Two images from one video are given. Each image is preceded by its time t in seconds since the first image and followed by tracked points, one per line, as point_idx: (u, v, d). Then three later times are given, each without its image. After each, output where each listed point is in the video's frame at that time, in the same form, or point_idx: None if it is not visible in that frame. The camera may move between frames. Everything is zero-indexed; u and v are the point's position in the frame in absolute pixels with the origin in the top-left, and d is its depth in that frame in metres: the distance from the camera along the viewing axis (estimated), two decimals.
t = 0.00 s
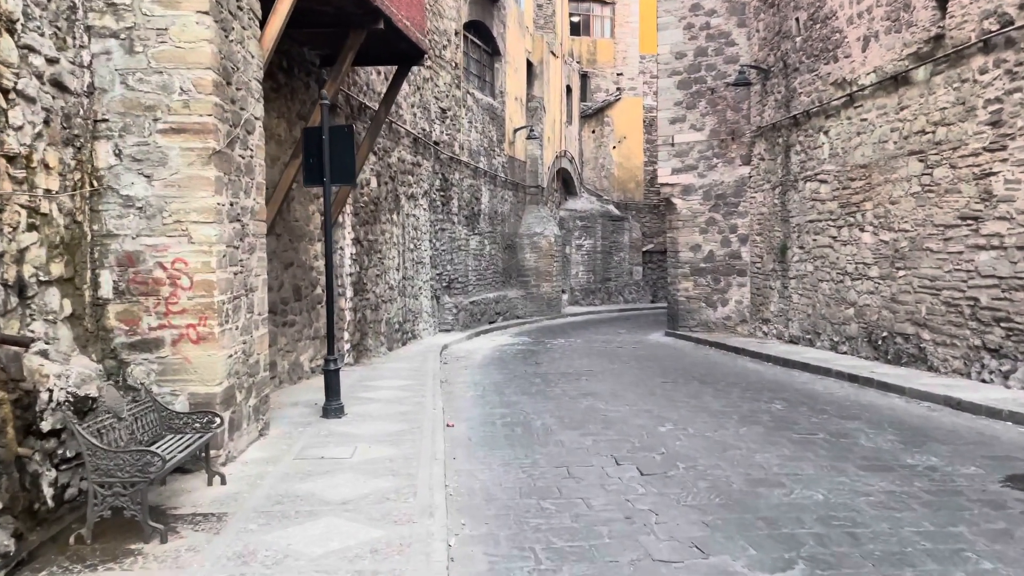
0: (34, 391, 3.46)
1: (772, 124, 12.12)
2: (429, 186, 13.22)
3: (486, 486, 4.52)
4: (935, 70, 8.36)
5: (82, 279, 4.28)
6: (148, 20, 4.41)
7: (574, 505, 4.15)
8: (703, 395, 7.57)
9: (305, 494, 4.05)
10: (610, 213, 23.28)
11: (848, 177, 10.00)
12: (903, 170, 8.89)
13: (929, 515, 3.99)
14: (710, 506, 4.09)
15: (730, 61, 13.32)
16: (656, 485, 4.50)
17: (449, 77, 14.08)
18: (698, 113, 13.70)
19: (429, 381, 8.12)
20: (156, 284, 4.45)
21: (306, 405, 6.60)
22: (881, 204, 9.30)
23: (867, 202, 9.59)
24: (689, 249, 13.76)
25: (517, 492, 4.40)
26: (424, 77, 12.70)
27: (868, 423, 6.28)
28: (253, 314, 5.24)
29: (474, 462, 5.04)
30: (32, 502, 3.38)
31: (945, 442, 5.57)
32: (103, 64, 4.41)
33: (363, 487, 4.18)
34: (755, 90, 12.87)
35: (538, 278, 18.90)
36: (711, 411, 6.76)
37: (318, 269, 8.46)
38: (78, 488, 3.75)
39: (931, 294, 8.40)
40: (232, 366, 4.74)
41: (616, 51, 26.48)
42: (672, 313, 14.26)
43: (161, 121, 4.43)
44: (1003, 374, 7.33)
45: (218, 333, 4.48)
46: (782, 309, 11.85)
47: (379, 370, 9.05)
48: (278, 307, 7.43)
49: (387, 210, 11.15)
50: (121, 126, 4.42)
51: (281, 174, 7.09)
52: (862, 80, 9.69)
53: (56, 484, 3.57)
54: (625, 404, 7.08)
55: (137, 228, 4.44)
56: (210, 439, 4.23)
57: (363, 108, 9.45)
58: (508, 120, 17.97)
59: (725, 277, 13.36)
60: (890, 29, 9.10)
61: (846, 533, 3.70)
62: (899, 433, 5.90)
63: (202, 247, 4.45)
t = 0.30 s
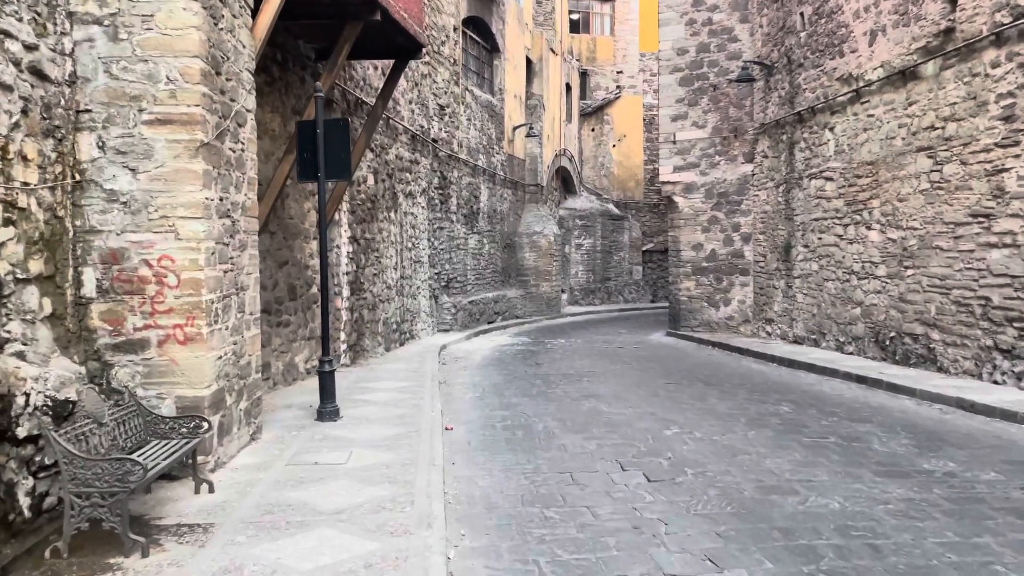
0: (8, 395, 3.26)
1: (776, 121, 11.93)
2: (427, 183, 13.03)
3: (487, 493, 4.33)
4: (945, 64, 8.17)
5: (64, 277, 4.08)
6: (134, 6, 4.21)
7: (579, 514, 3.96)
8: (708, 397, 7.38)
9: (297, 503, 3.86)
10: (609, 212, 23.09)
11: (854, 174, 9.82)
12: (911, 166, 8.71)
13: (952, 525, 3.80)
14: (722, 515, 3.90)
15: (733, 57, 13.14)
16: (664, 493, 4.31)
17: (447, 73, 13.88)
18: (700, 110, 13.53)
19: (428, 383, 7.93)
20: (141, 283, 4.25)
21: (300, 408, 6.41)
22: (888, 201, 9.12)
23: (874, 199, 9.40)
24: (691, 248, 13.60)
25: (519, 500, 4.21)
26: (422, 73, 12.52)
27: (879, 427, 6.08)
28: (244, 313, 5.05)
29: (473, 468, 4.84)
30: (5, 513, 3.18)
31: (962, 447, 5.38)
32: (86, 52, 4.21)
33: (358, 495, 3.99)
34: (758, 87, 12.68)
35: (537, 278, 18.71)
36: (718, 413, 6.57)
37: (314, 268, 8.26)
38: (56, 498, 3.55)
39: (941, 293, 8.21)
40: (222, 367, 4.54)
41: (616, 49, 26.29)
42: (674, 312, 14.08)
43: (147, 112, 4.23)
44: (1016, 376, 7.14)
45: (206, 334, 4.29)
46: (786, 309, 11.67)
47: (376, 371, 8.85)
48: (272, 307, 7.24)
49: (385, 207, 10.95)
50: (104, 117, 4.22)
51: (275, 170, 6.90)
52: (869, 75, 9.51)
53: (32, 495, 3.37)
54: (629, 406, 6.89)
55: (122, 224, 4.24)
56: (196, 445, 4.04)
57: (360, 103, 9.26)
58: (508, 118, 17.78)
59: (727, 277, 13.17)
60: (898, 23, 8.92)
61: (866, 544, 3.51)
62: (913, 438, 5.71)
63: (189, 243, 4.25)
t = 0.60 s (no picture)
0: None
1: (781, 120, 11.75)
2: (427, 183, 12.84)
3: (489, 506, 4.15)
4: (957, 62, 7.98)
5: (45, 281, 3.88)
6: None
7: (587, 530, 3.77)
8: (715, 402, 7.20)
9: (290, 519, 3.67)
10: (610, 212, 22.89)
11: (862, 174, 9.63)
12: (922, 166, 8.52)
13: (979, 543, 3.61)
14: (736, 532, 3.71)
15: (737, 56, 12.95)
16: (675, 507, 4.12)
17: (447, 72, 13.69)
18: (704, 109, 13.35)
19: (427, 387, 7.74)
20: (128, 287, 4.06)
21: (296, 414, 6.21)
22: (898, 202, 8.93)
23: (883, 200, 9.21)
24: (694, 249, 13.42)
25: (522, 514, 4.02)
26: (422, 72, 12.33)
27: (894, 435, 5.89)
28: (237, 317, 4.85)
29: (475, 480, 4.65)
30: None
31: (982, 456, 5.19)
32: (69, 45, 4.01)
33: (355, 510, 3.80)
34: (762, 85, 12.49)
35: (538, 278, 18.52)
36: (726, 420, 6.38)
37: (310, 270, 8.07)
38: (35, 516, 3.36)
39: (952, 296, 8.03)
40: (213, 376, 4.35)
41: (616, 48, 26.11)
42: (677, 314, 13.90)
43: (133, 108, 4.04)
44: None
45: (196, 340, 4.09)
46: (791, 311, 11.48)
47: (374, 375, 8.66)
48: (267, 309, 7.05)
49: (383, 208, 10.76)
50: (89, 114, 4.02)
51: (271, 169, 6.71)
52: (877, 72, 9.32)
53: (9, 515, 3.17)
54: (635, 413, 6.70)
55: (108, 225, 4.04)
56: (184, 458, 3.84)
57: (357, 101, 9.08)
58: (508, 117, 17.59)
59: (731, 278, 12.98)
60: (907, 19, 8.73)
61: (891, 565, 3.32)
62: (929, 446, 5.52)
63: (178, 246, 4.06)
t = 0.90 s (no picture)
0: None
1: (789, 116, 11.55)
2: (429, 181, 12.64)
3: (497, 514, 3.96)
4: (972, 55, 7.79)
5: (31, 278, 3.69)
6: None
7: (601, 540, 3.57)
8: (726, 404, 7.01)
9: (288, 529, 3.47)
10: (612, 211, 22.70)
11: (873, 171, 9.45)
12: (936, 162, 8.33)
13: (1015, 553, 3.42)
14: (759, 542, 3.52)
15: (743, 51, 12.76)
16: (692, 514, 3.93)
17: (448, 68, 13.50)
18: (709, 106, 13.16)
19: (430, 388, 7.55)
20: (118, 284, 3.87)
21: (295, 416, 6.02)
22: (910, 198, 8.74)
23: (895, 196, 9.02)
24: (699, 248, 13.23)
25: (533, 523, 3.83)
26: (423, 67, 12.14)
27: (914, 438, 5.70)
28: (233, 316, 4.66)
29: (481, 486, 4.46)
30: None
31: (1007, 460, 5.00)
32: (56, 30, 3.81)
33: (356, 519, 3.60)
34: (769, 81, 12.30)
35: (540, 278, 18.33)
36: (739, 422, 6.19)
37: (310, 268, 7.87)
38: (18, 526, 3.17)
39: (968, 294, 7.84)
40: (208, 377, 4.16)
41: (619, 45, 25.92)
42: (681, 313, 13.71)
43: (124, 96, 3.84)
44: None
45: (190, 340, 3.90)
46: (799, 310, 11.29)
47: (375, 375, 8.47)
48: (266, 308, 6.86)
49: (384, 205, 10.56)
50: (77, 102, 3.83)
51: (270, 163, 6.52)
52: (888, 67, 9.12)
53: None
54: (644, 414, 6.51)
55: (97, 219, 3.85)
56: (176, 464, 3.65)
57: (358, 95, 8.90)
58: (510, 114, 17.40)
59: (737, 277, 12.79)
60: (920, 12, 8.54)
61: None
62: (951, 450, 5.33)
63: (171, 240, 3.87)
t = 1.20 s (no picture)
0: None
1: (796, 114, 11.36)
2: (430, 179, 12.46)
3: (504, 528, 3.77)
4: (988, 50, 7.59)
5: (14, 279, 3.51)
6: None
7: (615, 557, 3.38)
8: (737, 408, 6.81)
9: (283, 545, 3.28)
10: (615, 211, 22.50)
11: (884, 169, 9.25)
12: (950, 160, 8.14)
13: None
14: (781, 559, 3.33)
15: (749, 48, 12.57)
16: (710, 528, 3.74)
17: (450, 65, 13.31)
18: (715, 103, 12.96)
19: (432, 392, 7.36)
20: (106, 286, 3.68)
21: (293, 422, 5.83)
22: (923, 197, 8.54)
23: (907, 195, 8.83)
24: (705, 248, 13.04)
25: (542, 537, 3.64)
26: (424, 64, 11.94)
27: (934, 444, 5.51)
28: (228, 319, 4.46)
29: (487, 496, 4.27)
30: None
31: None
32: (41, 19, 3.63)
33: (356, 535, 3.41)
34: (776, 78, 12.11)
35: (542, 278, 18.13)
36: (751, 428, 6.00)
37: (309, 268, 7.68)
38: None
39: (983, 295, 7.65)
40: (201, 383, 3.96)
41: (621, 44, 25.73)
42: (686, 314, 13.52)
43: (112, 88, 3.65)
44: None
45: (181, 345, 3.71)
46: (807, 311, 11.10)
47: (376, 378, 8.28)
48: (263, 310, 6.68)
49: (385, 204, 10.37)
50: (63, 95, 3.65)
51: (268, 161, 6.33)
52: (900, 63, 8.93)
53: None
54: (653, 419, 6.31)
55: (84, 218, 3.66)
56: (167, 476, 3.46)
57: (358, 92, 8.71)
58: (512, 113, 17.20)
59: (743, 277, 12.59)
60: (933, 6, 8.34)
61: None
62: (973, 457, 5.14)
63: (161, 240, 3.68)
